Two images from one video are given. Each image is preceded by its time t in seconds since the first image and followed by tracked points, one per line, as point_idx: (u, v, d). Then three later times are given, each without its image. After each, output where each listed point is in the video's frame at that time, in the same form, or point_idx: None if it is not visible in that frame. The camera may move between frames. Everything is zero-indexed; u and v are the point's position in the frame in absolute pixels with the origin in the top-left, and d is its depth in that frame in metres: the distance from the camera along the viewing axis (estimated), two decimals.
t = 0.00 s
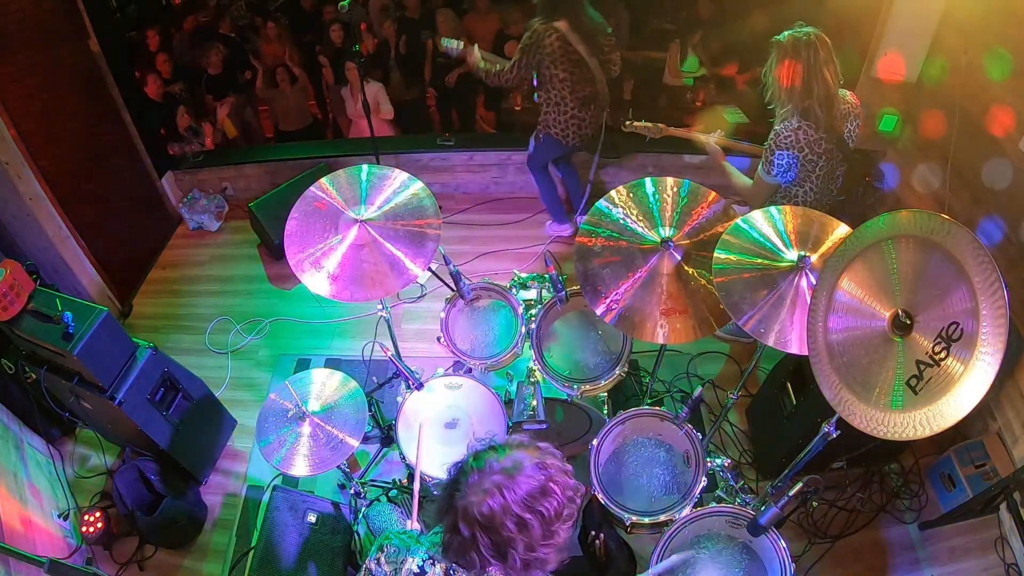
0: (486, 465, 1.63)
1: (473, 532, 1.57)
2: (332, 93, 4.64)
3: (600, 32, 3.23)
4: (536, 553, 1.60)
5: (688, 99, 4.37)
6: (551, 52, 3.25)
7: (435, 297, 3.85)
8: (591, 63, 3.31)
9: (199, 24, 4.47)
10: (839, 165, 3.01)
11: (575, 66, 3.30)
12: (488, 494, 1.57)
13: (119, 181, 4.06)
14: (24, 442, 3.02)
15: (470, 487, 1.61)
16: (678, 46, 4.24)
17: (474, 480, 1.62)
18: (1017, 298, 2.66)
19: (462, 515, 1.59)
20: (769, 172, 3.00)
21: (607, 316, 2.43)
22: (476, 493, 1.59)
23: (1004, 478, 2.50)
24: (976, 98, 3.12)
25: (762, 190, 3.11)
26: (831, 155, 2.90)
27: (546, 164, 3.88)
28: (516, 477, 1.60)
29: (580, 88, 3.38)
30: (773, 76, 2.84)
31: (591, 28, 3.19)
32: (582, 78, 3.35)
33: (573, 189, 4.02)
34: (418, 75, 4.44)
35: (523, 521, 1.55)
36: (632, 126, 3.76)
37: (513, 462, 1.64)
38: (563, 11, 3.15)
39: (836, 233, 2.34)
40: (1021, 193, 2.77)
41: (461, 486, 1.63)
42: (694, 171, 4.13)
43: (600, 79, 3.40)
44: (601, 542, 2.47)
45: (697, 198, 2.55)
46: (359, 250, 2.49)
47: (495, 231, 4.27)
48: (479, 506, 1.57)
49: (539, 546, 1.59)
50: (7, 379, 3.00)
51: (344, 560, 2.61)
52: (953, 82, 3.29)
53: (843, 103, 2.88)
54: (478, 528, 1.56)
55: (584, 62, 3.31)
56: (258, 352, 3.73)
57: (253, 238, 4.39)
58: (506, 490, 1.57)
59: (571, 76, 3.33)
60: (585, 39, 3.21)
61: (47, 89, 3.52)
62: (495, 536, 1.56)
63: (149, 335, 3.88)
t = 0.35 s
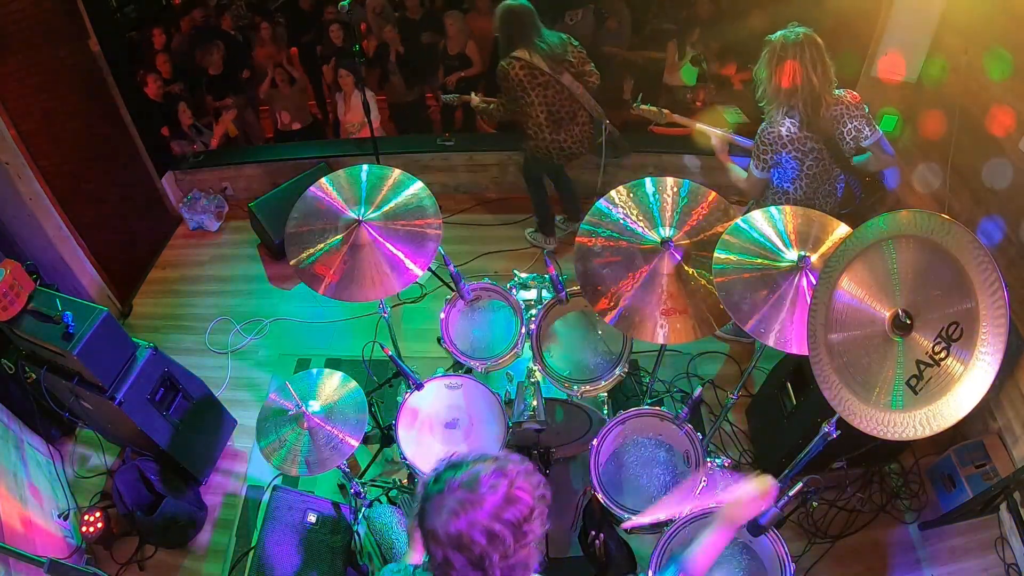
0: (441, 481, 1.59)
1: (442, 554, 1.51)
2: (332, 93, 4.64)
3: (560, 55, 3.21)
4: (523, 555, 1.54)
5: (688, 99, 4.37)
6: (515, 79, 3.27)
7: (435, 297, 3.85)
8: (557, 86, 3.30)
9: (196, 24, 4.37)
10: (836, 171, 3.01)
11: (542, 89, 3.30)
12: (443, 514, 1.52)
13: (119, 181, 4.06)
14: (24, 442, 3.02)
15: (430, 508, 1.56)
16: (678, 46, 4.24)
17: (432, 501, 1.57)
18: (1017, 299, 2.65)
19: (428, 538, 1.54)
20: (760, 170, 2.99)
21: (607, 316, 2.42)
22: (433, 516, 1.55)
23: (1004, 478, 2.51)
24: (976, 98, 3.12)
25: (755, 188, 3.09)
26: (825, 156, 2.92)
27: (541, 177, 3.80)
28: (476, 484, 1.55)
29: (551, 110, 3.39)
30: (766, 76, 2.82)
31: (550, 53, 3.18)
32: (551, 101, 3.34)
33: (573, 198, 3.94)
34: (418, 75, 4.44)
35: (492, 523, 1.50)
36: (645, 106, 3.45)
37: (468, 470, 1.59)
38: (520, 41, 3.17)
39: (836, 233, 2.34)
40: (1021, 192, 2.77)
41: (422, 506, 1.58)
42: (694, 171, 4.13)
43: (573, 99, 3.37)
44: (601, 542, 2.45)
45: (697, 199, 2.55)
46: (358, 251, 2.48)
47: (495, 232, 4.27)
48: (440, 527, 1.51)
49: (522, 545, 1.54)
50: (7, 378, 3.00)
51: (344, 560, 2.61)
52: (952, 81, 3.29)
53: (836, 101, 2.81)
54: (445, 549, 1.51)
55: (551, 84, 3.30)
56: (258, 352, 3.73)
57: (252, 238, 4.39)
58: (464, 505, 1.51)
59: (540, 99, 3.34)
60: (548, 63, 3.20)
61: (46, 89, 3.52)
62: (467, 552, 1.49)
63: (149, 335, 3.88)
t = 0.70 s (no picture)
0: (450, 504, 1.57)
1: None
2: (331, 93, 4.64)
3: (528, 68, 3.13)
4: (536, 567, 1.57)
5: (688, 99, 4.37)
6: (484, 89, 3.23)
7: (436, 297, 3.86)
8: (524, 100, 3.26)
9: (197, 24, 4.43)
10: (831, 175, 3.01)
11: (508, 104, 3.27)
12: (458, 538, 1.51)
13: (119, 181, 4.06)
14: (24, 442, 3.03)
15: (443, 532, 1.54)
16: (676, 46, 4.25)
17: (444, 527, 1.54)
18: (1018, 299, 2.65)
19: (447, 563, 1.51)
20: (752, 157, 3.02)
21: (606, 317, 2.43)
22: (447, 540, 1.52)
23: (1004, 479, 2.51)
24: (976, 98, 3.11)
25: (752, 178, 3.12)
26: (817, 160, 2.93)
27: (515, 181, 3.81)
28: (490, 503, 1.55)
29: (518, 125, 3.37)
30: (762, 67, 2.79)
31: (517, 66, 3.10)
32: (518, 115, 3.32)
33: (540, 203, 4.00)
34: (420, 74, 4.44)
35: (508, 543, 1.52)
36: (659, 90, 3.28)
37: (474, 489, 1.58)
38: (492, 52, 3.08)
39: (836, 233, 2.34)
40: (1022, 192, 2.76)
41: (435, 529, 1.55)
42: (694, 171, 4.13)
43: (539, 113, 3.34)
44: (600, 542, 2.55)
45: (697, 199, 2.55)
46: (358, 250, 2.48)
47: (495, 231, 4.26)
48: (461, 552, 1.50)
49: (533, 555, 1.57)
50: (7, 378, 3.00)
51: (344, 560, 2.61)
52: (953, 81, 3.29)
53: (832, 99, 2.74)
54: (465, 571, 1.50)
55: (519, 97, 3.26)
56: (258, 352, 3.73)
57: (253, 238, 4.40)
58: (482, 528, 1.51)
59: (507, 112, 3.31)
60: (515, 74, 3.13)
61: (47, 89, 3.52)
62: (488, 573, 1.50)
63: (149, 335, 3.89)
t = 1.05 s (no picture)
0: (472, 480, 1.58)
1: (497, 554, 1.51)
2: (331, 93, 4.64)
3: (501, 69, 2.96)
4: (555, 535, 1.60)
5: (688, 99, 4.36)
6: (459, 90, 3.09)
7: (436, 297, 3.85)
8: (495, 102, 3.11)
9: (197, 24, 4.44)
10: (828, 166, 2.99)
11: (480, 105, 3.13)
12: (483, 509, 1.53)
13: (119, 181, 4.06)
14: (24, 442, 3.03)
15: (465, 510, 1.56)
16: (675, 46, 4.25)
17: (467, 503, 1.56)
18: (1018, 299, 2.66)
19: (474, 541, 1.53)
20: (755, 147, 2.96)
21: (605, 316, 2.44)
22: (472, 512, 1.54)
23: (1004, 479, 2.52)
24: (976, 98, 3.11)
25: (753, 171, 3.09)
26: (815, 152, 2.91)
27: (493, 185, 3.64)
28: (511, 478, 1.57)
29: (489, 126, 3.22)
30: (762, 59, 2.79)
31: (490, 65, 2.94)
32: (492, 117, 3.17)
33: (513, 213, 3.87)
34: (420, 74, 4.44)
35: (531, 517, 1.54)
36: (665, 87, 3.27)
37: (493, 464, 1.60)
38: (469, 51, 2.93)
39: (836, 233, 2.34)
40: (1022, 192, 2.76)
41: (458, 507, 1.57)
42: (695, 171, 4.13)
43: (511, 116, 3.18)
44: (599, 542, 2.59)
45: (696, 200, 2.55)
46: (359, 250, 2.49)
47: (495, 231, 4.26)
48: (489, 528, 1.51)
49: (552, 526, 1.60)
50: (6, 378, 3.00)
51: (344, 560, 2.61)
52: (953, 81, 3.29)
53: (828, 92, 2.74)
54: (494, 549, 1.51)
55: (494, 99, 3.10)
56: (258, 352, 3.72)
57: (253, 238, 4.39)
58: (507, 504, 1.53)
59: (481, 114, 3.16)
60: (489, 75, 2.98)
61: (47, 89, 3.53)
62: (514, 549, 1.52)
63: (149, 335, 3.88)
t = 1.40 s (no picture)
0: (484, 465, 1.51)
1: (522, 533, 1.48)
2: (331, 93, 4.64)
3: (484, 60, 2.91)
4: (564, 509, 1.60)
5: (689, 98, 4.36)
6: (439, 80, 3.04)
7: (435, 297, 3.85)
8: (475, 94, 3.08)
9: (197, 24, 4.44)
10: (823, 156, 2.98)
11: (460, 97, 3.09)
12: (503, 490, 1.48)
13: (118, 181, 4.06)
14: (24, 442, 3.03)
15: (482, 496, 1.48)
16: (674, 45, 4.26)
17: (482, 489, 1.49)
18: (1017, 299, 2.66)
19: (497, 526, 1.47)
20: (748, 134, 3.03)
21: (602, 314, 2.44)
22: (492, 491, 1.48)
23: (1004, 479, 2.53)
24: (976, 98, 3.11)
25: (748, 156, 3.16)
26: (809, 140, 2.92)
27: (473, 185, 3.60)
28: (523, 457, 1.54)
29: (468, 118, 3.18)
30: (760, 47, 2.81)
31: (474, 58, 2.89)
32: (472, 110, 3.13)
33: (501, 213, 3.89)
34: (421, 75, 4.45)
35: (546, 493, 1.52)
36: (663, 80, 3.24)
37: (503, 444, 1.55)
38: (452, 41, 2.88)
39: (837, 233, 2.33)
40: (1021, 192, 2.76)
41: (475, 495, 1.49)
42: (695, 171, 4.13)
43: (491, 110, 3.16)
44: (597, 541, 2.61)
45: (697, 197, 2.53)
46: (359, 249, 2.48)
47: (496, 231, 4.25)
48: (511, 509, 1.46)
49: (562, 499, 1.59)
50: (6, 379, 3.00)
51: (344, 561, 2.61)
52: (953, 81, 3.29)
53: (823, 80, 2.74)
54: (518, 527, 1.47)
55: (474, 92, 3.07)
56: (258, 352, 3.72)
57: (253, 238, 4.39)
58: (525, 483, 1.49)
59: (461, 106, 3.12)
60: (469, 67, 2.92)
61: (46, 89, 3.54)
62: (535, 527, 1.50)
63: (149, 335, 3.88)
